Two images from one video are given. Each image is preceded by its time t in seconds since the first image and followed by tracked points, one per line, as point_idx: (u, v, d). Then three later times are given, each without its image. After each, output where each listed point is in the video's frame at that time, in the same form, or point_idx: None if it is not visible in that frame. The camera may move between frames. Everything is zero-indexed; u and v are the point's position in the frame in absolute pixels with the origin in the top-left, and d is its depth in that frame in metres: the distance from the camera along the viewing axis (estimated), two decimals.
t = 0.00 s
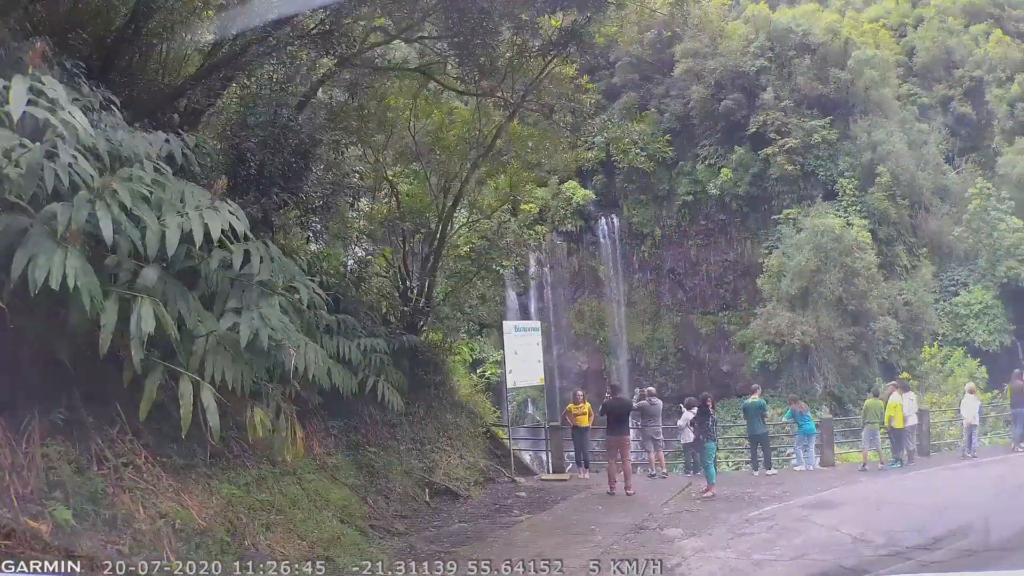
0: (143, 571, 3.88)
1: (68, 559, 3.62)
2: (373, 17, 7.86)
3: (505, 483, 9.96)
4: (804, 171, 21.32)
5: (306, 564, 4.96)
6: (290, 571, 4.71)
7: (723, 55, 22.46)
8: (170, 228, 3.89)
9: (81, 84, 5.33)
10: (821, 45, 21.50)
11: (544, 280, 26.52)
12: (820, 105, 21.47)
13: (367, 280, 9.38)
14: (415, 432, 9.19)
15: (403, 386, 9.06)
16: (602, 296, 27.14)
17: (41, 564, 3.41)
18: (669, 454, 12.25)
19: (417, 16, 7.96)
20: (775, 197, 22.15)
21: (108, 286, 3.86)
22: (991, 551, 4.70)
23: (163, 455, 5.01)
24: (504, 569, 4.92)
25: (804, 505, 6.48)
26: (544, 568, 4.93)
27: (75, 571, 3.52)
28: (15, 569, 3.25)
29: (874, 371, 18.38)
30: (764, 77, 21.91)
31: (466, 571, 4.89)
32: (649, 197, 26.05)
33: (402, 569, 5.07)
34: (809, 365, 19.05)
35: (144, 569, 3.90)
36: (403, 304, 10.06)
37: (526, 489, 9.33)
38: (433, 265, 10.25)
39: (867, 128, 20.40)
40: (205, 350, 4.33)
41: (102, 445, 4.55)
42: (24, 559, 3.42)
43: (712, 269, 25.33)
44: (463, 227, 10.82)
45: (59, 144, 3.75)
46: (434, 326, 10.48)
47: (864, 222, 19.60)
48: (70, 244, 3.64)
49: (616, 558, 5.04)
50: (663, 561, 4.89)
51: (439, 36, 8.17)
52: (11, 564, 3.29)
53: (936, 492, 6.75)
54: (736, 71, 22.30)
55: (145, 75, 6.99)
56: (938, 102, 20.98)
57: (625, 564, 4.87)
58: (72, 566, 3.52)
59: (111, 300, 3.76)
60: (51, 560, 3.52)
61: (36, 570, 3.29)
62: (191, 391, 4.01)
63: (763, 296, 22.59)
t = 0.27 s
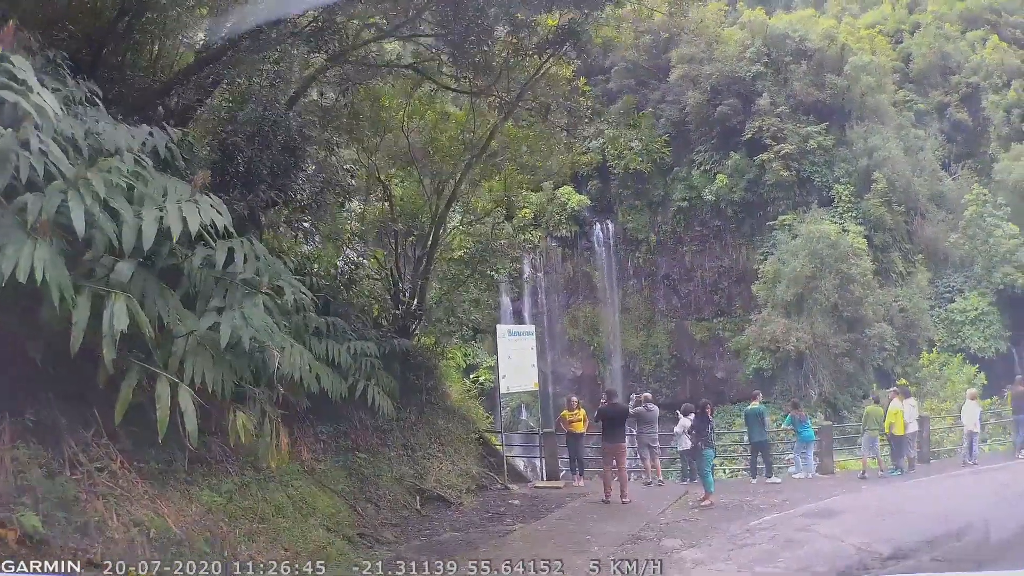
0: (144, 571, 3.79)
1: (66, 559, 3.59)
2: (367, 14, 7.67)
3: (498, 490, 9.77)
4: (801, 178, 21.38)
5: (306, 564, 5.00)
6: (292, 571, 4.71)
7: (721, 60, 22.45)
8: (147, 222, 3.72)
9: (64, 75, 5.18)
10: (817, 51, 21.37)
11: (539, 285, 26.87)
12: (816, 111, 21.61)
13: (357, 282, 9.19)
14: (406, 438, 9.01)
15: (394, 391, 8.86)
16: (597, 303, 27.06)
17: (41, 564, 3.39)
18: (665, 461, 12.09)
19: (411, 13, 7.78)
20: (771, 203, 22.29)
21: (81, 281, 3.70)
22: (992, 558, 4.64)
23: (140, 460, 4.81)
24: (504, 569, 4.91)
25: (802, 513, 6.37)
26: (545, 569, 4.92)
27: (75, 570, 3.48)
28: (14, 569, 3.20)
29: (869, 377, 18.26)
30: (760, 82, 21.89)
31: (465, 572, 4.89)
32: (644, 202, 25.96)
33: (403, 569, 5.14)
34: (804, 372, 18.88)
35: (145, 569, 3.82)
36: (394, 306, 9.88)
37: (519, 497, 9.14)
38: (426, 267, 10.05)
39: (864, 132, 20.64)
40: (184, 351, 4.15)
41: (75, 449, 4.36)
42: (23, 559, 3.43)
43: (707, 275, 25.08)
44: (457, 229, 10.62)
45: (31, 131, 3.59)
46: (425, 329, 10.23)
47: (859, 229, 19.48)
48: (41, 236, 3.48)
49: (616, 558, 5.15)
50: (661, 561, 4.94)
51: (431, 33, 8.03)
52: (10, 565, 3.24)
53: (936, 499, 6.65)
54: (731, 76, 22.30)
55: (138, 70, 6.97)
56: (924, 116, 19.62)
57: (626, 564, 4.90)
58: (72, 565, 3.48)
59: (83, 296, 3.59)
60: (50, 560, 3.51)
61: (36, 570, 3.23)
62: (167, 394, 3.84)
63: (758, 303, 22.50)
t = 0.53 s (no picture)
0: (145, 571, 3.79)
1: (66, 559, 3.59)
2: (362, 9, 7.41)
3: (491, 494, 9.56)
4: (796, 180, 21.70)
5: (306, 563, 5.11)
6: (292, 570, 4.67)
7: (717, 63, 22.32)
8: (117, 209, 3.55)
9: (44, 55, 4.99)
10: (813, 53, 21.04)
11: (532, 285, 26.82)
12: (812, 113, 21.41)
13: (347, 281, 9.00)
14: (395, 440, 8.82)
15: (385, 391, 8.68)
16: (591, 304, 26.90)
17: (40, 563, 3.36)
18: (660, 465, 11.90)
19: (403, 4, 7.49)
20: (766, 206, 22.67)
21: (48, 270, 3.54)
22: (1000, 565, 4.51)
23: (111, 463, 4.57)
24: (504, 569, 4.84)
25: (804, 518, 6.22)
26: (544, 569, 4.85)
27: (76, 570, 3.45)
28: (13, 568, 3.19)
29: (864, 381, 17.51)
30: (756, 85, 21.95)
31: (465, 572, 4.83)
32: (638, 204, 25.74)
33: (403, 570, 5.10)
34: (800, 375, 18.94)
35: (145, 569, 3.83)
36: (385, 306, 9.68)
37: (511, 501, 8.93)
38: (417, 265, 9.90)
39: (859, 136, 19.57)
40: (159, 347, 3.97)
41: (42, 449, 4.13)
42: (22, 559, 3.36)
43: (701, 277, 24.91)
44: (449, 226, 10.48)
45: None
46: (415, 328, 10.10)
47: (855, 231, 19.36)
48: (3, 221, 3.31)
49: (616, 559, 5.10)
50: (661, 561, 4.90)
51: (424, 25, 7.81)
52: (9, 564, 3.23)
53: (937, 502, 6.51)
54: (726, 79, 22.31)
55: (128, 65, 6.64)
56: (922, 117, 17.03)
57: (625, 565, 4.85)
58: (73, 565, 3.44)
59: (48, 286, 3.42)
60: (49, 560, 3.47)
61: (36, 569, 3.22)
62: (138, 391, 3.65)
63: (753, 306, 22.35)
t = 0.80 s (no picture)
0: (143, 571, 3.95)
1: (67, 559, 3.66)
2: None
3: (483, 493, 9.36)
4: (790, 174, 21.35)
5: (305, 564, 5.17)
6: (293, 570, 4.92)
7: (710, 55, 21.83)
8: (77, 193, 3.39)
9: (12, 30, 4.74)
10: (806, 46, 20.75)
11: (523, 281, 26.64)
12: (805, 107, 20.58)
13: (332, 275, 8.76)
14: (385, 438, 8.61)
15: (372, 386, 8.48)
16: (583, 300, 26.61)
17: (41, 563, 3.43)
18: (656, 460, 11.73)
19: None
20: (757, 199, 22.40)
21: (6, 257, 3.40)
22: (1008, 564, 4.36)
23: (80, 462, 4.35)
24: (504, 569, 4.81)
25: (805, 515, 6.07)
26: (544, 569, 4.80)
27: (76, 571, 3.57)
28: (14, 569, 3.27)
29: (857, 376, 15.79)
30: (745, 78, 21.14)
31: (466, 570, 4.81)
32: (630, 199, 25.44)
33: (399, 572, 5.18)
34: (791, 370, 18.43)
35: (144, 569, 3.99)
36: (373, 301, 9.40)
37: (504, 500, 8.72)
38: (405, 259, 9.63)
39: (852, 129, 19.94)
40: (127, 340, 3.96)
41: (6, 447, 3.92)
42: (24, 559, 3.46)
43: (694, 272, 24.94)
44: (438, 219, 10.25)
45: None
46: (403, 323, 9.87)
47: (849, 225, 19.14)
48: None
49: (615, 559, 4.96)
50: (663, 565, 4.72)
51: (410, 10, 7.54)
52: (11, 564, 3.32)
53: (939, 496, 6.36)
54: (718, 70, 21.65)
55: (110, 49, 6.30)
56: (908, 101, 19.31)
57: (624, 563, 4.77)
58: (73, 565, 3.56)
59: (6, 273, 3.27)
60: (51, 560, 3.56)
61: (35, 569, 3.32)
62: (103, 384, 3.55)
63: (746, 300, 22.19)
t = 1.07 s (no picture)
0: (143, 571, 3.97)
1: (67, 558, 3.67)
2: None
3: (476, 497, 9.20)
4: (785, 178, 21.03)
5: (306, 565, 5.21)
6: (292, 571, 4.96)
7: (705, 60, 22.10)
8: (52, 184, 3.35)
9: None
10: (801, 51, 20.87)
11: (518, 284, 26.73)
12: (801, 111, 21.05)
13: (322, 274, 8.60)
14: (375, 440, 8.45)
15: (362, 387, 8.34)
16: (577, 304, 26.61)
17: (42, 563, 3.44)
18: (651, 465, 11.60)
19: None
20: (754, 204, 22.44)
21: None
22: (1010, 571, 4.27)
23: (55, 463, 4.16)
24: (504, 570, 4.84)
25: (804, 522, 5.95)
26: (543, 569, 4.84)
27: (76, 571, 3.55)
28: (16, 568, 3.27)
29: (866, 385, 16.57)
30: (744, 83, 21.61)
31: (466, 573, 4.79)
32: (626, 202, 25.41)
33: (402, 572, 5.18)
34: (786, 375, 18.68)
35: (144, 569, 4.00)
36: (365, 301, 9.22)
37: (497, 505, 8.56)
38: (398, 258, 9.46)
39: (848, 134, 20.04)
40: (105, 334, 3.86)
41: None
42: (25, 559, 3.43)
43: (690, 277, 24.77)
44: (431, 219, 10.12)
45: None
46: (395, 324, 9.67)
47: (845, 230, 19.07)
48: None
49: (615, 558, 5.07)
50: (660, 563, 4.81)
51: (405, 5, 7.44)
52: (11, 564, 3.29)
53: (941, 502, 6.26)
54: (716, 75, 21.97)
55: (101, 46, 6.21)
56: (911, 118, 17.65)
57: (624, 566, 4.79)
58: (73, 566, 3.56)
59: None
60: (49, 560, 3.55)
61: (36, 569, 3.32)
62: (79, 379, 3.46)
63: (741, 305, 22.06)
